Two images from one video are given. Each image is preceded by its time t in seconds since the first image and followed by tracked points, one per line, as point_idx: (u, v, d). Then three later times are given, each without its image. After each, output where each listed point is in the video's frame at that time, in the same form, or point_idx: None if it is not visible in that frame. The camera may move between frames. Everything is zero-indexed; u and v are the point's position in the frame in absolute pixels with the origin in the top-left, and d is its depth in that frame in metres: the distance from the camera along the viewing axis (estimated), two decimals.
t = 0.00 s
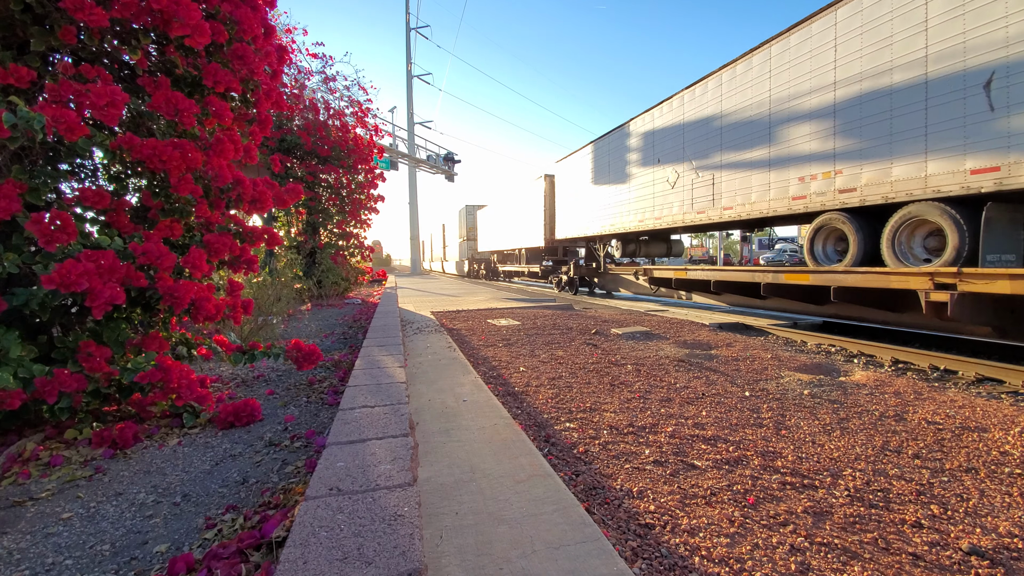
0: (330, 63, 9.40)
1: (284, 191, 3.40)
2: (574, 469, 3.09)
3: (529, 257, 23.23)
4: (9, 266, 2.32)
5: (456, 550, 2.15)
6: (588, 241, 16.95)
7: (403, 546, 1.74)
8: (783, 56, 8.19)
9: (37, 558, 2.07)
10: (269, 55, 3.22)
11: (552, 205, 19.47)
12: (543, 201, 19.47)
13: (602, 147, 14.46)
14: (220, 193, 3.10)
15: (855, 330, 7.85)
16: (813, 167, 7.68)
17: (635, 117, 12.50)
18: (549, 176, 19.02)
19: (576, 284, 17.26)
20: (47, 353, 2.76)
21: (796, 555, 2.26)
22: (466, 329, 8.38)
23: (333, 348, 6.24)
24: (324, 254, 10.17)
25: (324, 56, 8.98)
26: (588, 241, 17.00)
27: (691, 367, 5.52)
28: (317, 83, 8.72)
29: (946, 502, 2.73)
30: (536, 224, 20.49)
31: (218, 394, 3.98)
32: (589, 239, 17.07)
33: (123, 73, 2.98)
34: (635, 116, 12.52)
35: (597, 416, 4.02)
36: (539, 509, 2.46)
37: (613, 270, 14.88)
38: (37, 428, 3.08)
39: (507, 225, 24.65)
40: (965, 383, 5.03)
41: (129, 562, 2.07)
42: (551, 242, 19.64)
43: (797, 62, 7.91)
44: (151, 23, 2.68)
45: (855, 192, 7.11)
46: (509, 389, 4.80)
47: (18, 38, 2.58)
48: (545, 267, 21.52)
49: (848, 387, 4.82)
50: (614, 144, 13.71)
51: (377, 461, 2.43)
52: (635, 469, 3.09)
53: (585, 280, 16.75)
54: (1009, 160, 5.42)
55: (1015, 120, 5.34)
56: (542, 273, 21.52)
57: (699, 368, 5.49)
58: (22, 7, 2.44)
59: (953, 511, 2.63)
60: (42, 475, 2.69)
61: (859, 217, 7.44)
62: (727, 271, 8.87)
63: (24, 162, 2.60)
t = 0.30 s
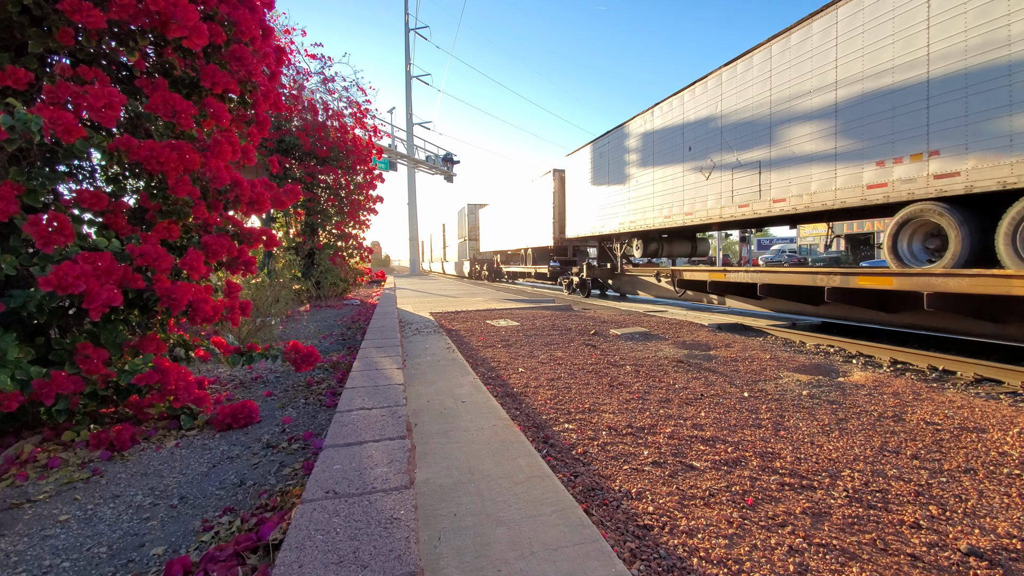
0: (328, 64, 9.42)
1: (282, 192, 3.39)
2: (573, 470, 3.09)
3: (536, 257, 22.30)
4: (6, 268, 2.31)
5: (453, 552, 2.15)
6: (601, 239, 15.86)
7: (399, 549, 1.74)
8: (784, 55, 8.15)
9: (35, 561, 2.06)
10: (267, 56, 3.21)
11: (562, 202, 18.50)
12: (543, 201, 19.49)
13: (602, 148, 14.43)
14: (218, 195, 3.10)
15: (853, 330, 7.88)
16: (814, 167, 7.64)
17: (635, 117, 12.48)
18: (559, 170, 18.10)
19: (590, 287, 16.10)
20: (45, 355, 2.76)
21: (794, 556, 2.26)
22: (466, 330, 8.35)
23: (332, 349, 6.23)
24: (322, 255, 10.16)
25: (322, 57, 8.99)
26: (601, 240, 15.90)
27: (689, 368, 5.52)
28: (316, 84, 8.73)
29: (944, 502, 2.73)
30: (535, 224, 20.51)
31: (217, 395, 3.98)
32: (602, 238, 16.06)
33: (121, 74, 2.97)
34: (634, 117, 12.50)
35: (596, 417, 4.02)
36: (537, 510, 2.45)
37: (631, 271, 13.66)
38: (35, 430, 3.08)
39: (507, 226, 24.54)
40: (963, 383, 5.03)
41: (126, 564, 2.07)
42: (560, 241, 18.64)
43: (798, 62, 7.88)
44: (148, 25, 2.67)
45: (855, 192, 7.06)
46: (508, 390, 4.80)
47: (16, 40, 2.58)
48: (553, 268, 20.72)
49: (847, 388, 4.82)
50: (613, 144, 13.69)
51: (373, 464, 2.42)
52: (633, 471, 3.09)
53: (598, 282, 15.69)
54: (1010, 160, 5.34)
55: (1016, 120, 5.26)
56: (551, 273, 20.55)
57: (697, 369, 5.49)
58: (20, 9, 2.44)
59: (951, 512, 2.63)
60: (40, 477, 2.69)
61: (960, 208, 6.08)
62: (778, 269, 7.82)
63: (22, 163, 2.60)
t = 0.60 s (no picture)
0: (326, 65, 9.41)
1: (279, 193, 3.36)
2: (570, 471, 3.08)
3: (544, 257, 21.10)
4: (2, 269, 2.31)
5: (451, 553, 2.15)
6: (614, 237, 14.63)
7: (394, 552, 1.74)
8: (784, 56, 8.15)
9: (30, 563, 2.05)
10: (265, 56, 3.19)
11: (573, 198, 17.47)
12: (541, 202, 19.50)
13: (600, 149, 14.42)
14: (215, 195, 3.10)
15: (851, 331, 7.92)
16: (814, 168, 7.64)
17: (633, 117, 12.47)
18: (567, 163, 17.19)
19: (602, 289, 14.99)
20: (41, 356, 2.74)
21: (792, 557, 2.26)
22: (463, 331, 8.32)
23: (329, 350, 6.22)
24: (320, 256, 10.11)
25: (320, 57, 8.99)
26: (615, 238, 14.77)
27: (687, 369, 5.52)
28: (314, 84, 8.72)
29: (941, 503, 2.74)
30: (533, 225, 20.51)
31: (213, 396, 3.97)
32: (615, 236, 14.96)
33: (118, 74, 2.96)
34: (633, 117, 12.49)
35: (594, 418, 4.01)
36: (535, 511, 2.45)
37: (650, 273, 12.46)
38: (30, 431, 3.06)
39: (505, 227, 24.46)
40: (960, 384, 5.05)
41: (121, 566, 2.06)
42: (569, 239, 17.53)
43: (799, 62, 7.88)
44: (145, 25, 2.66)
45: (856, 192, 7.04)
46: (505, 391, 4.79)
47: (13, 40, 2.57)
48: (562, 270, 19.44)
49: (844, 389, 4.83)
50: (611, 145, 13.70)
51: (369, 466, 2.42)
52: (631, 472, 3.09)
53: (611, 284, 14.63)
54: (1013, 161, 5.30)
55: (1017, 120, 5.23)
56: (559, 275, 19.41)
57: (695, 370, 5.49)
58: (17, 9, 2.43)
59: (948, 513, 2.64)
60: (35, 478, 2.67)
61: None
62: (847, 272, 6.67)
63: (18, 163, 2.59)
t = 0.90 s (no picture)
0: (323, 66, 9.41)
1: (274, 195, 3.36)
2: (567, 473, 3.08)
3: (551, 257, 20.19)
4: None
5: (447, 556, 2.14)
6: (631, 236, 13.53)
7: (387, 557, 1.73)
8: (783, 56, 8.10)
9: (23, 567, 2.04)
10: (260, 58, 3.19)
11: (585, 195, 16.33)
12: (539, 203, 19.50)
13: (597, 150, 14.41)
14: (210, 197, 3.09)
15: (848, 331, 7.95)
16: (813, 168, 7.59)
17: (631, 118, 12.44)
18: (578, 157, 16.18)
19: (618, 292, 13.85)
20: (35, 359, 2.73)
21: (789, 559, 2.26)
22: (461, 332, 8.31)
23: (326, 352, 6.22)
24: (317, 257, 10.10)
25: (317, 59, 8.99)
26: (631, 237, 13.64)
27: (684, 370, 5.52)
28: (310, 86, 8.72)
29: (937, 504, 2.74)
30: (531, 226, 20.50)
31: (209, 399, 3.95)
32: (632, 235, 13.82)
33: (113, 76, 2.96)
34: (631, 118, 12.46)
35: (591, 420, 4.01)
36: (531, 514, 2.45)
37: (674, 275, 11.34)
38: (25, 435, 3.05)
39: (503, 228, 24.42)
40: (956, 384, 5.06)
41: (115, 571, 2.05)
42: (580, 238, 16.44)
43: (797, 62, 7.83)
44: (140, 27, 2.66)
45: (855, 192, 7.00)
46: (503, 393, 4.78)
47: (7, 42, 2.57)
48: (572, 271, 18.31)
49: (841, 389, 4.85)
50: (608, 146, 13.69)
51: (364, 470, 2.41)
52: (628, 473, 3.09)
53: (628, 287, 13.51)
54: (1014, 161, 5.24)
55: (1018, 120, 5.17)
56: (568, 277, 18.27)
57: (693, 371, 5.49)
58: (10, 11, 2.42)
59: (944, 513, 2.64)
60: (30, 482, 2.66)
61: None
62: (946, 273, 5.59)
63: (11, 166, 2.58)
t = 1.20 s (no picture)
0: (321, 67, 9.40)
1: (273, 195, 3.36)
2: (567, 473, 3.08)
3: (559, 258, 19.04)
4: None
5: (446, 556, 2.14)
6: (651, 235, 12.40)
7: (388, 556, 1.73)
8: (781, 55, 8.01)
9: (19, 570, 2.03)
10: (258, 59, 3.19)
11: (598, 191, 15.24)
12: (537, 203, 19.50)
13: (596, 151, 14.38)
14: (208, 198, 3.08)
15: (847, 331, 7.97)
16: (812, 168, 7.50)
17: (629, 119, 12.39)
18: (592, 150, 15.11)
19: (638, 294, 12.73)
20: (32, 360, 2.72)
21: (788, 558, 2.26)
22: (460, 333, 8.29)
23: (325, 353, 6.21)
24: (316, 259, 10.09)
25: (316, 60, 8.98)
26: (653, 235, 12.47)
27: (683, 370, 5.53)
28: (309, 87, 8.71)
29: (935, 503, 2.75)
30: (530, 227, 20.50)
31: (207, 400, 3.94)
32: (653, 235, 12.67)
33: (110, 77, 2.95)
34: (629, 118, 12.41)
35: (590, 420, 4.01)
36: (531, 514, 2.44)
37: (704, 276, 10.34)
38: (21, 436, 3.03)
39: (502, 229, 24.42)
40: (954, 384, 5.07)
41: (113, 573, 2.04)
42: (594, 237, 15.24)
43: (795, 62, 7.74)
44: (138, 27, 2.65)
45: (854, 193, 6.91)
46: (502, 393, 4.78)
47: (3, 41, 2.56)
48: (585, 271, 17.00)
49: (839, 389, 4.86)
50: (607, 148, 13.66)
51: (364, 470, 2.41)
52: (627, 473, 3.09)
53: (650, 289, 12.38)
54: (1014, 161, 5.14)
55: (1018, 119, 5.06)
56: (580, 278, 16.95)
57: (691, 371, 5.50)
58: (6, 11, 2.41)
59: (942, 512, 2.65)
60: (26, 484, 2.65)
61: None
62: None
63: (7, 166, 2.57)
